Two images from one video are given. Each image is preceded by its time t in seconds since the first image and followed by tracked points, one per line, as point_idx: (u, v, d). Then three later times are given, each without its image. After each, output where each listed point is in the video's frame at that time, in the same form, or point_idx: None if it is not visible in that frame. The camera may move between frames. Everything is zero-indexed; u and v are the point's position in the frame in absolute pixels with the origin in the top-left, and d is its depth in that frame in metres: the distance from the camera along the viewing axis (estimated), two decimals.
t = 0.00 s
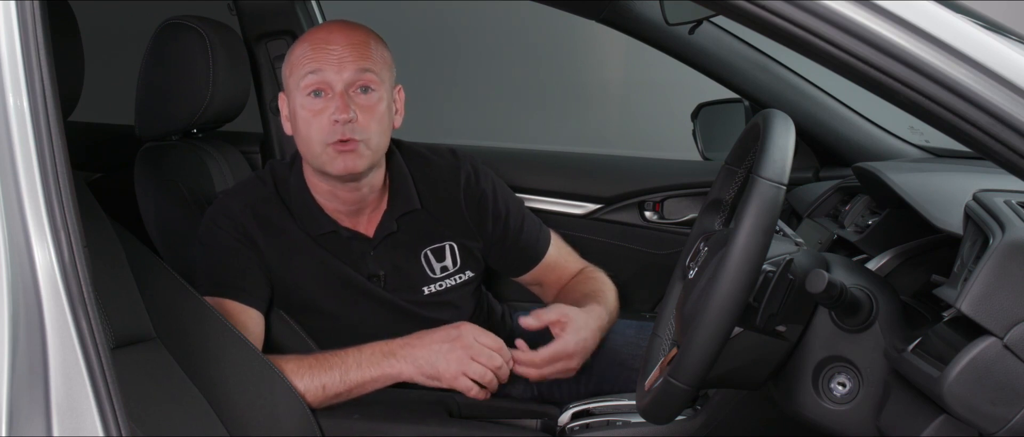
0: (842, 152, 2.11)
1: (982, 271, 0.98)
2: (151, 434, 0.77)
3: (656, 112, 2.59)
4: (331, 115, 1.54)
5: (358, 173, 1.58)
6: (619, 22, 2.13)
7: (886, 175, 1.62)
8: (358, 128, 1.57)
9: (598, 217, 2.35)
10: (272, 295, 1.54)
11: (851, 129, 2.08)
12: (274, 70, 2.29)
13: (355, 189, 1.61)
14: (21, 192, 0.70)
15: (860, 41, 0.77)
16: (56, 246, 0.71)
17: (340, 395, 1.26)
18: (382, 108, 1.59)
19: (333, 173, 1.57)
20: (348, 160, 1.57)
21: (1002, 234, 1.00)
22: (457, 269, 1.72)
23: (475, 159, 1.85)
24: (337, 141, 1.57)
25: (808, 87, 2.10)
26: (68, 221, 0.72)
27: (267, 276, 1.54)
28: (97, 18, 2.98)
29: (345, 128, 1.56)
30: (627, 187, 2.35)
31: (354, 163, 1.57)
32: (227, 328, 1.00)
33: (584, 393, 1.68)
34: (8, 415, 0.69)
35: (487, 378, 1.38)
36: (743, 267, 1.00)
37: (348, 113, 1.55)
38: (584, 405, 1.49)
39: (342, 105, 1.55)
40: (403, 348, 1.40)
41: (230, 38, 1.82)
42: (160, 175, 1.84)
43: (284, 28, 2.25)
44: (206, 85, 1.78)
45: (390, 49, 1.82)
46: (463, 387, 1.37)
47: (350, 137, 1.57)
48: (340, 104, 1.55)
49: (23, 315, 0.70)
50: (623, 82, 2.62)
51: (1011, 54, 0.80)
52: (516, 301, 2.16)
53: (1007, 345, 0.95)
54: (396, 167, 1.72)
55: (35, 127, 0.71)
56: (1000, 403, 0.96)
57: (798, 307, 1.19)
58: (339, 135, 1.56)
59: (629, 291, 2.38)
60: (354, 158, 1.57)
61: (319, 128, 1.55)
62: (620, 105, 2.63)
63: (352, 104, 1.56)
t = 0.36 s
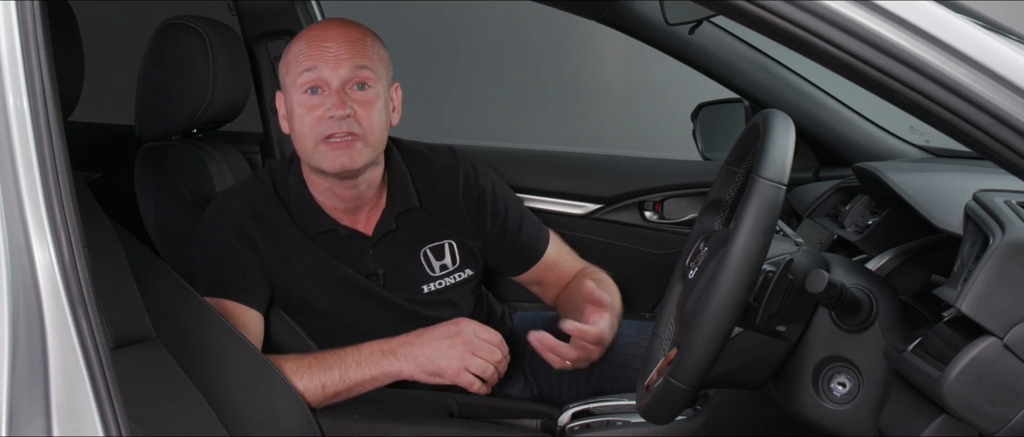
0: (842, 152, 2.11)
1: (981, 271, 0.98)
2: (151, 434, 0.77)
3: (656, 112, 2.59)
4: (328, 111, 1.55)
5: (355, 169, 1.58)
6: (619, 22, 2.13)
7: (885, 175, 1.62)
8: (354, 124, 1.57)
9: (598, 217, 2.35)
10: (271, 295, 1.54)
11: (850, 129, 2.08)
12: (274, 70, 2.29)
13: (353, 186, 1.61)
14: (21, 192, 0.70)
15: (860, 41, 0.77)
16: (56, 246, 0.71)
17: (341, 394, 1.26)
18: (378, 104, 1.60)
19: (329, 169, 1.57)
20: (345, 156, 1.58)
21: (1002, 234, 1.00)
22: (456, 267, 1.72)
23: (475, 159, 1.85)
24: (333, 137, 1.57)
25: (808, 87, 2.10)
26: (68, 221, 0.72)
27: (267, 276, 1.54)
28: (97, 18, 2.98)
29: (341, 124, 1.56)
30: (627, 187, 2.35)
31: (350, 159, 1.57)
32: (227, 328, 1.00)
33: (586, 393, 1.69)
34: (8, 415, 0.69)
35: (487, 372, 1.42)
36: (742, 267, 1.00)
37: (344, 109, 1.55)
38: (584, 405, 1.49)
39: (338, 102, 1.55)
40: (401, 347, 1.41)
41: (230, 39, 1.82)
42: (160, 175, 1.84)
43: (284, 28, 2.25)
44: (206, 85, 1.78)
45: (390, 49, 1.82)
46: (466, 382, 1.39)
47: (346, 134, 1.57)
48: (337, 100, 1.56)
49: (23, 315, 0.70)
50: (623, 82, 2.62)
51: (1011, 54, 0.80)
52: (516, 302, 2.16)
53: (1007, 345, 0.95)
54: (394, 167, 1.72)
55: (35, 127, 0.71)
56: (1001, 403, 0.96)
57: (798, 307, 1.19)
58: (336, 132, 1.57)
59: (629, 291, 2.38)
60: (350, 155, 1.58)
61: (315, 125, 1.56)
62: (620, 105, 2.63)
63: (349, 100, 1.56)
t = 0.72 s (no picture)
0: (842, 152, 2.11)
1: (982, 271, 0.98)
2: (151, 434, 0.77)
3: (656, 112, 2.59)
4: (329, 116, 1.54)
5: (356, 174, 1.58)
6: (619, 22, 2.13)
7: (886, 175, 1.62)
8: (356, 129, 1.57)
9: (598, 217, 2.35)
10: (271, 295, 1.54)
11: (850, 129, 2.08)
12: (274, 70, 2.29)
13: (354, 189, 1.61)
14: (21, 192, 0.70)
15: (860, 41, 0.77)
16: (56, 246, 0.71)
17: (341, 395, 1.26)
18: (380, 110, 1.60)
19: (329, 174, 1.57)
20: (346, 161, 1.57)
21: (1002, 234, 1.00)
22: (457, 269, 1.72)
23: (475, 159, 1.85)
24: (335, 142, 1.57)
25: (809, 87, 2.10)
26: (68, 221, 0.72)
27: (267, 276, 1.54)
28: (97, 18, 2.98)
29: (342, 129, 1.56)
30: (627, 187, 2.35)
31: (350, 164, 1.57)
32: (227, 328, 1.00)
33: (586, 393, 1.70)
34: (8, 415, 0.69)
35: (488, 373, 1.41)
36: (742, 267, 1.00)
37: (346, 113, 1.55)
38: (584, 405, 1.49)
39: (340, 107, 1.55)
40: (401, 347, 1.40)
41: (230, 39, 1.82)
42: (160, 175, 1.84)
43: (284, 28, 2.25)
44: (206, 85, 1.78)
45: (390, 49, 1.82)
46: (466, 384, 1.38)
47: (347, 138, 1.58)
48: (339, 105, 1.55)
49: (23, 315, 0.70)
50: (623, 82, 2.62)
51: (1011, 54, 0.80)
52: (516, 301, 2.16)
53: (1007, 345, 0.95)
54: (394, 167, 1.72)
55: (35, 127, 0.71)
56: (1001, 403, 0.96)
57: (798, 307, 1.19)
58: (337, 137, 1.57)
59: (629, 291, 2.38)
60: (350, 160, 1.58)
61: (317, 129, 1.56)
62: (620, 105, 2.63)
63: (351, 105, 1.56)
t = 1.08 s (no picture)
0: (842, 152, 2.11)
1: (981, 271, 0.98)
2: (151, 434, 0.77)
3: (656, 112, 2.59)
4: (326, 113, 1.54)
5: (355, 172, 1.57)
6: (619, 22, 2.13)
7: (886, 175, 1.62)
8: (354, 127, 1.57)
9: (598, 217, 2.35)
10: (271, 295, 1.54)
11: (850, 129, 2.08)
12: (274, 70, 2.29)
13: (353, 188, 1.60)
14: (21, 192, 0.70)
15: (860, 41, 0.77)
16: (56, 246, 0.71)
17: (341, 395, 1.26)
18: (377, 107, 1.59)
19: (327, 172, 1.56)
20: (344, 158, 1.57)
21: (1002, 234, 1.00)
22: (457, 268, 1.72)
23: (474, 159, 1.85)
24: (332, 139, 1.57)
25: (809, 87, 2.10)
26: (68, 221, 0.72)
27: (267, 276, 1.54)
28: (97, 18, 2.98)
29: (340, 127, 1.55)
30: (627, 187, 2.35)
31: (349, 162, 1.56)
32: (227, 328, 1.00)
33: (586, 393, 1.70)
34: (8, 414, 0.69)
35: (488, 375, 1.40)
36: (742, 267, 1.00)
37: (343, 111, 1.55)
38: (584, 405, 1.48)
39: (337, 104, 1.55)
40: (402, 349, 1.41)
41: (230, 39, 1.82)
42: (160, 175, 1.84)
43: (284, 28, 2.25)
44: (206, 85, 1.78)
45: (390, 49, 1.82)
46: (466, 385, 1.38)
47: (345, 136, 1.57)
48: (335, 103, 1.55)
49: (23, 315, 0.70)
50: (623, 82, 2.62)
51: (1011, 54, 0.80)
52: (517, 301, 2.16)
53: (1007, 345, 0.95)
54: (394, 167, 1.72)
55: (35, 127, 0.71)
56: (1000, 403, 0.96)
57: (798, 307, 1.19)
58: (335, 134, 1.56)
59: (629, 291, 2.38)
60: (349, 157, 1.57)
61: (314, 127, 1.55)
62: (620, 106, 2.63)
63: (348, 103, 1.56)
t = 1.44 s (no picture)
0: (842, 151, 2.11)
1: (982, 271, 0.98)
2: (151, 434, 0.77)
3: (656, 112, 2.59)
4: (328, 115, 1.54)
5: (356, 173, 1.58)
6: (619, 22, 2.13)
7: (886, 175, 1.61)
8: (354, 129, 1.57)
9: (598, 217, 2.35)
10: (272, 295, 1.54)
11: (850, 129, 2.08)
12: (274, 70, 2.29)
13: (353, 189, 1.60)
14: (21, 192, 0.70)
15: (860, 41, 0.77)
16: (56, 246, 0.71)
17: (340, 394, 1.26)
18: (378, 109, 1.59)
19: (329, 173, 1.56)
20: (344, 159, 1.56)
21: (1002, 234, 1.00)
22: (457, 267, 1.71)
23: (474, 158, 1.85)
24: (333, 140, 1.56)
25: (809, 87, 2.10)
26: (68, 221, 0.72)
27: (267, 276, 1.54)
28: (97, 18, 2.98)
29: (341, 129, 1.55)
30: (627, 187, 2.35)
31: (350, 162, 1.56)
32: (227, 328, 1.00)
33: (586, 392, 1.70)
34: (8, 414, 0.69)
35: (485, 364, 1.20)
36: (742, 267, 1.00)
37: (345, 114, 1.55)
38: (584, 405, 1.48)
39: (339, 107, 1.55)
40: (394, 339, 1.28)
41: (230, 39, 1.82)
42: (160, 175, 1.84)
43: (284, 28, 2.25)
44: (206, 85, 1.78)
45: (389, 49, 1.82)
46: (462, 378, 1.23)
47: (346, 137, 1.57)
48: (338, 105, 1.55)
49: (22, 315, 0.70)
50: (623, 82, 2.62)
51: (1011, 54, 0.80)
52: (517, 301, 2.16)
53: (1007, 345, 0.95)
54: (394, 166, 1.71)
55: (35, 127, 0.71)
56: (1000, 403, 0.96)
57: (798, 307, 1.19)
58: (336, 136, 1.56)
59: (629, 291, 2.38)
60: (349, 158, 1.57)
61: (316, 129, 1.55)
62: (620, 106, 2.63)
63: (350, 105, 1.56)
